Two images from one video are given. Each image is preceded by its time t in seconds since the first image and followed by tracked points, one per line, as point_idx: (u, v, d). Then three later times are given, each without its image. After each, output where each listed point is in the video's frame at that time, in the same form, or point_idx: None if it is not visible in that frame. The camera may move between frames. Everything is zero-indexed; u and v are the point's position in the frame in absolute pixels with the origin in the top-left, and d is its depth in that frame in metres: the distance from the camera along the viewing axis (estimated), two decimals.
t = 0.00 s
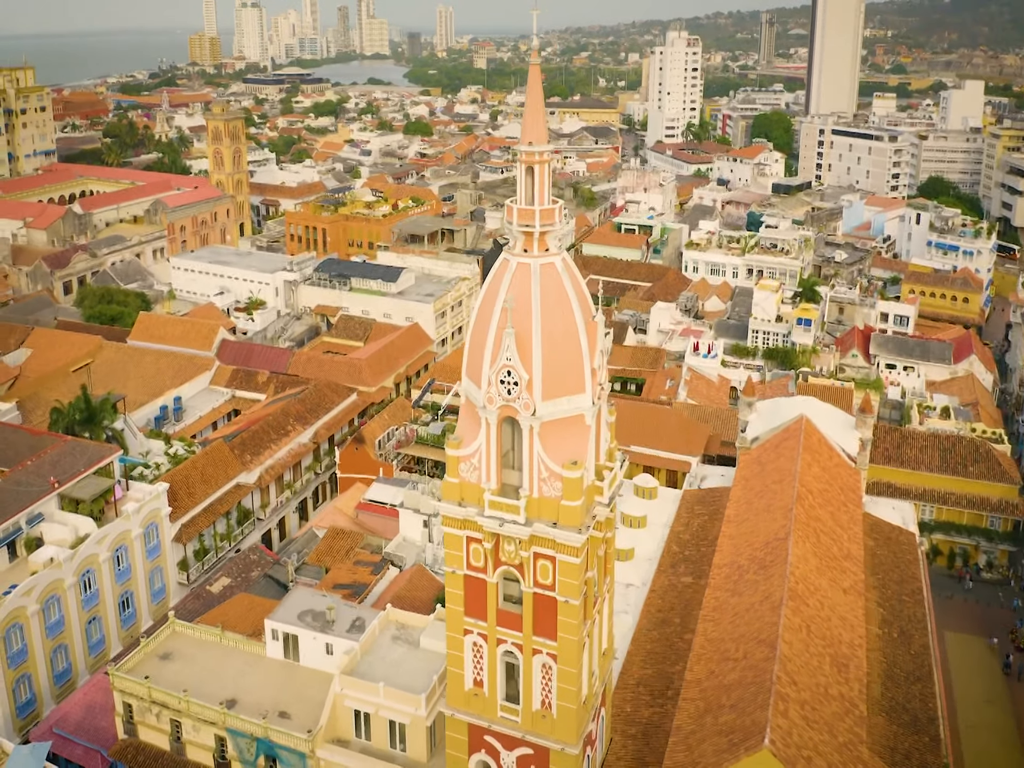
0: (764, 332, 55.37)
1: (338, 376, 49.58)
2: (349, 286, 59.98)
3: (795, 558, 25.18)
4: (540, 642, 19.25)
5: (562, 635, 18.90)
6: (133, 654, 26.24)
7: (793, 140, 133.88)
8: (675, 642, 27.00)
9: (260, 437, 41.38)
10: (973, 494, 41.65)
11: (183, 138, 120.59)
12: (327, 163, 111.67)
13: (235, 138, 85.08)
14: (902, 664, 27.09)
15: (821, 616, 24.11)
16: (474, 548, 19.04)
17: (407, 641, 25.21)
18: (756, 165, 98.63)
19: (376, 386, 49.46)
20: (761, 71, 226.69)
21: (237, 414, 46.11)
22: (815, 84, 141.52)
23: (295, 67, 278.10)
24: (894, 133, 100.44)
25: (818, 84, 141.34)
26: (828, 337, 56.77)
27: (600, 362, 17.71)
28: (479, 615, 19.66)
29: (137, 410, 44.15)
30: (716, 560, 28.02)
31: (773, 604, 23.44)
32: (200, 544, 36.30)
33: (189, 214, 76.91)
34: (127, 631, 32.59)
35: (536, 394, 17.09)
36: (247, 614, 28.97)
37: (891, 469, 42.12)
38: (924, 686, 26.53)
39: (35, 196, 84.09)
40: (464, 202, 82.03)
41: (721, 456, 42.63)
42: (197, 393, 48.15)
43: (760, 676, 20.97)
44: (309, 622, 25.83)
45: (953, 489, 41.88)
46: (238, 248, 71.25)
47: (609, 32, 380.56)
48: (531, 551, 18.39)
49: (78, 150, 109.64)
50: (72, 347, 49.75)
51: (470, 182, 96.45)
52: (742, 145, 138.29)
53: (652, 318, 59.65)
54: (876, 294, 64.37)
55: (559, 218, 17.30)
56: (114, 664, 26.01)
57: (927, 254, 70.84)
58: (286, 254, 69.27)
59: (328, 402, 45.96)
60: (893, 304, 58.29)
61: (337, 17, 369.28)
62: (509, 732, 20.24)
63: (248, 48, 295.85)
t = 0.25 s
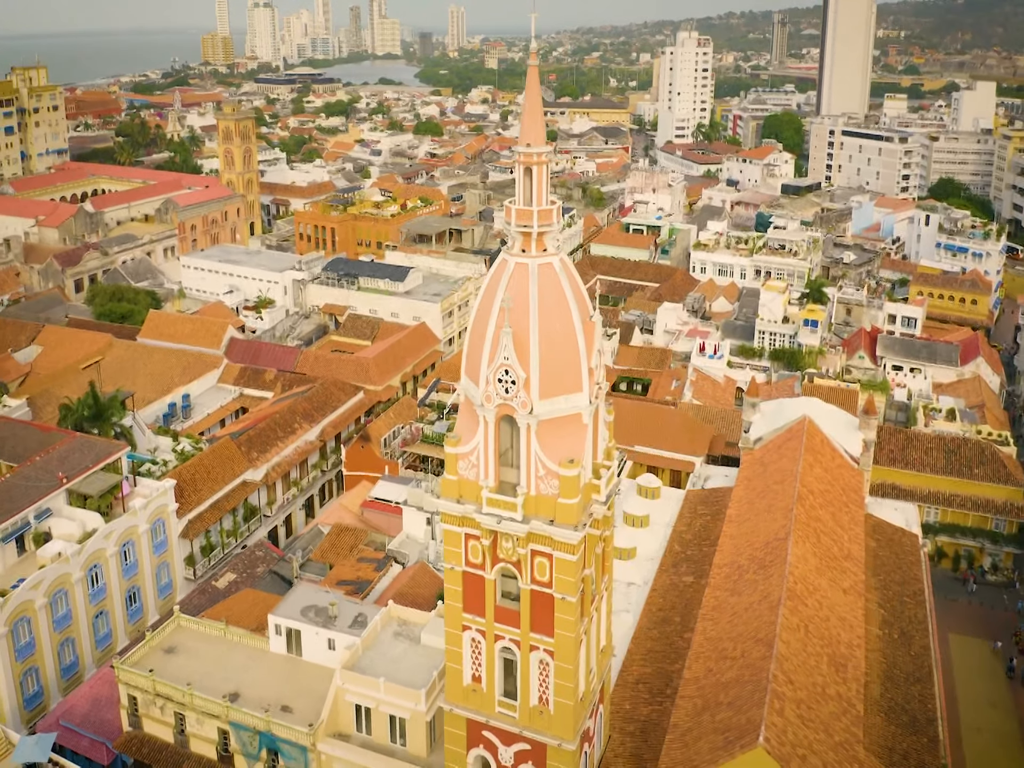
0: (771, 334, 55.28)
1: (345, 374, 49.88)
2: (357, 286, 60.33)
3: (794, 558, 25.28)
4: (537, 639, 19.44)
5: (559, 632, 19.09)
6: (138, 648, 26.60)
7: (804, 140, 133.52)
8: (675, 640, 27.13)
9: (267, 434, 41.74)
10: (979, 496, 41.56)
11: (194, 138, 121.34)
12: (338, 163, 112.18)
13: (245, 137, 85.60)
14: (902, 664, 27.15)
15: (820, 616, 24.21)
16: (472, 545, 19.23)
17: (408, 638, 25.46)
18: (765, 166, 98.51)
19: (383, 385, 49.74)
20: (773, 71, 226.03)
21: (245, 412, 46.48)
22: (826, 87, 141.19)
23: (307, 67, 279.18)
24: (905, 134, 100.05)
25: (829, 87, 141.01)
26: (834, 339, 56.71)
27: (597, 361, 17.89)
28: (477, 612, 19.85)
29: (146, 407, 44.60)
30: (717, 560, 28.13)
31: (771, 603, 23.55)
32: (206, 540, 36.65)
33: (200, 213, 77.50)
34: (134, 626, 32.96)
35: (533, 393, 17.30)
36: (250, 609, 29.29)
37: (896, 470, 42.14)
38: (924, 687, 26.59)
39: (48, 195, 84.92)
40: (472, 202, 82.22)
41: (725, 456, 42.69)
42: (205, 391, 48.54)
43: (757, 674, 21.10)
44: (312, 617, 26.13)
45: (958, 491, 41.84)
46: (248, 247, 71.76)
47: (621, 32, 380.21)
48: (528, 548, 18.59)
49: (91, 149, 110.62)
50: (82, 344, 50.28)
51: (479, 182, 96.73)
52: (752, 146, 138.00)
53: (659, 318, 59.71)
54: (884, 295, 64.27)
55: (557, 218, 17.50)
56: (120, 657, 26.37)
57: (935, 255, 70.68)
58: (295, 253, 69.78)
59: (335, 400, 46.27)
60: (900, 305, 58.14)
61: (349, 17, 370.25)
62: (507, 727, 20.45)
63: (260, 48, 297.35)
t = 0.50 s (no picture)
0: (778, 335, 55.35)
1: (353, 373, 50.19)
2: (365, 285, 60.69)
3: (794, 559, 25.39)
4: (535, 635, 19.64)
5: (556, 629, 19.29)
6: (144, 641, 26.97)
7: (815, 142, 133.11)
8: (675, 639, 27.25)
9: (274, 432, 42.09)
10: (984, 499, 41.49)
11: (207, 137, 122.17)
12: (348, 163, 112.68)
13: (256, 137, 86.14)
14: (902, 666, 27.21)
15: (818, 616, 24.32)
16: (471, 542, 19.45)
17: (409, 634, 25.70)
18: (775, 167, 98.34)
19: (390, 384, 50.02)
20: (785, 72, 225.25)
21: (253, 409, 46.86)
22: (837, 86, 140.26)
23: (319, 67, 280.43)
24: (915, 136, 99.66)
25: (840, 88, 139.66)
26: (842, 340, 56.61)
27: (594, 361, 18.08)
28: (476, 608, 20.07)
29: (155, 404, 45.05)
30: (718, 560, 28.24)
31: (770, 603, 23.68)
32: (213, 536, 37.01)
33: (211, 213, 78.10)
34: (141, 620, 33.36)
35: (530, 392, 17.51)
36: (255, 605, 29.61)
37: (900, 473, 42.10)
38: (923, 688, 26.64)
39: (61, 194, 85.72)
40: (481, 202, 82.46)
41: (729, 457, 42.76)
42: (214, 389, 48.96)
43: (753, 673, 21.24)
44: (315, 613, 26.43)
45: (963, 494, 41.78)
46: (258, 247, 72.24)
47: (633, 32, 379.88)
48: (526, 546, 18.80)
49: (104, 148, 111.54)
50: (93, 342, 50.82)
51: (488, 182, 97.01)
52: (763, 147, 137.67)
53: (666, 318, 59.82)
54: (892, 297, 64.15)
55: (555, 219, 17.69)
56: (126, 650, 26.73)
57: (945, 257, 70.47)
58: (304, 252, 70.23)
59: (342, 399, 46.57)
60: (908, 307, 57.93)
61: (361, 17, 371.38)
62: (505, 723, 20.67)
63: (273, 48, 299.08)
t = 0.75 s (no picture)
0: (785, 336, 54.94)
1: (360, 372, 50.51)
2: (374, 285, 61.02)
3: (793, 559, 25.50)
4: (533, 632, 19.83)
5: (553, 626, 19.47)
6: (149, 636, 27.34)
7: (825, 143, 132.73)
8: (675, 638, 27.38)
9: (281, 430, 42.46)
10: (989, 502, 41.43)
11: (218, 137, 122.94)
12: (359, 163, 113.13)
13: (267, 137, 86.61)
14: (902, 667, 27.27)
15: (817, 616, 24.43)
16: (469, 539, 19.66)
17: (411, 630, 25.94)
18: (785, 168, 98.17)
19: (397, 383, 50.29)
20: (798, 73, 224.35)
21: (260, 407, 47.23)
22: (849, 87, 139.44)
23: (331, 67, 281.58)
24: (926, 137, 99.25)
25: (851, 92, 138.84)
26: (848, 342, 56.53)
27: (592, 360, 18.27)
28: (474, 605, 20.29)
29: (164, 402, 45.48)
30: (719, 560, 28.36)
31: (768, 603, 23.81)
32: (220, 533, 37.39)
33: (222, 212, 78.69)
34: (148, 615, 33.74)
35: (528, 391, 17.71)
36: (259, 600, 29.94)
37: (905, 475, 42.07)
38: (923, 690, 26.70)
39: (74, 193, 86.52)
40: (490, 203, 82.69)
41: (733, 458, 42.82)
42: (222, 387, 49.34)
43: (750, 672, 21.38)
44: (318, 609, 26.71)
45: (969, 496, 41.71)
46: (267, 246, 72.71)
47: (645, 32, 379.38)
48: (524, 543, 19.01)
49: (117, 148, 112.42)
50: (103, 340, 51.32)
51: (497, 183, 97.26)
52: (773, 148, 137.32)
53: (673, 319, 59.89)
54: (900, 299, 64.02)
55: (552, 221, 17.90)
56: (131, 644, 27.09)
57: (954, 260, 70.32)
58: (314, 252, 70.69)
59: (349, 397, 46.88)
60: (916, 309, 57.82)
61: (374, 17, 372.48)
62: (503, 719, 20.88)
63: (286, 49, 300.62)
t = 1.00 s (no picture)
0: (791, 337, 55.17)
1: (367, 371, 50.83)
2: (381, 285, 61.35)
3: (793, 560, 25.61)
4: (530, 629, 20.02)
5: (550, 623, 19.63)
6: (154, 630, 27.72)
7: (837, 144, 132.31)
8: (674, 637, 27.52)
9: (287, 428, 42.82)
10: (995, 505, 41.30)
11: (230, 137, 123.72)
12: (369, 163, 113.62)
13: (277, 137, 87.12)
14: (901, 668, 27.34)
15: (815, 616, 24.54)
16: (468, 536, 19.87)
17: (413, 627, 26.20)
18: (794, 169, 98.00)
19: (404, 382, 50.52)
20: (810, 73, 223.43)
21: (268, 405, 47.60)
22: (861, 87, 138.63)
23: (343, 67, 282.64)
24: (937, 139, 98.86)
25: (863, 95, 138.61)
26: (856, 344, 56.45)
27: (589, 361, 18.45)
28: (473, 601, 20.50)
29: (172, 399, 45.93)
30: (719, 560, 28.48)
31: (767, 603, 23.94)
32: (227, 529, 37.74)
33: (232, 211, 79.22)
34: (155, 610, 34.14)
35: (525, 390, 17.91)
36: (263, 596, 30.28)
37: (910, 477, 42.08)
38: (923, 691, 26.75)
39: (86, 192, 87.28)
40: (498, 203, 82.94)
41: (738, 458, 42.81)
42: (231, 385, 49.76)
43: (747, 671, 21.52)
44: (320, 605, 27.01)
45: (974, 498, 41.63)
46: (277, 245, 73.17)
47: (657, 32, 378.83)
48: (521, 541, 19.21)
49: (129, 147, 113.29)
50: (113, 338, 51.86)
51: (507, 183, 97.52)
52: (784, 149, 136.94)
53: (680, 319, 59.92)
54: (909, 301, 63.84)
55: (551, 221, 18.09)
56: (137, 638, 27.47)
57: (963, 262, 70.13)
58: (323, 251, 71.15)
59: (356, 396, 47.19)
60: (924, 311, 57.69)
61: (386, 17, 373.27)
62: (501, 714, 21.08)
63: (298, 49, 302.46)
